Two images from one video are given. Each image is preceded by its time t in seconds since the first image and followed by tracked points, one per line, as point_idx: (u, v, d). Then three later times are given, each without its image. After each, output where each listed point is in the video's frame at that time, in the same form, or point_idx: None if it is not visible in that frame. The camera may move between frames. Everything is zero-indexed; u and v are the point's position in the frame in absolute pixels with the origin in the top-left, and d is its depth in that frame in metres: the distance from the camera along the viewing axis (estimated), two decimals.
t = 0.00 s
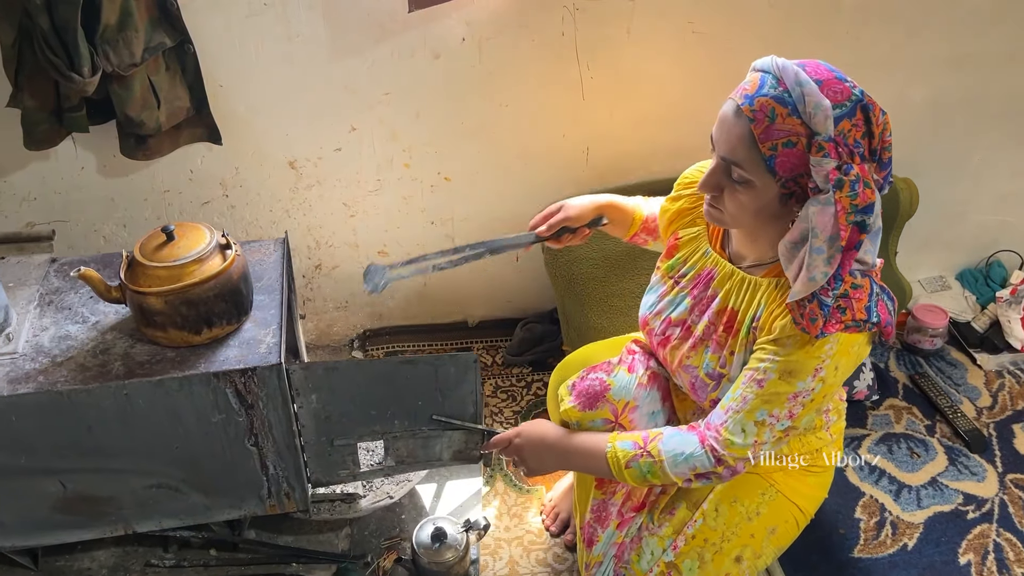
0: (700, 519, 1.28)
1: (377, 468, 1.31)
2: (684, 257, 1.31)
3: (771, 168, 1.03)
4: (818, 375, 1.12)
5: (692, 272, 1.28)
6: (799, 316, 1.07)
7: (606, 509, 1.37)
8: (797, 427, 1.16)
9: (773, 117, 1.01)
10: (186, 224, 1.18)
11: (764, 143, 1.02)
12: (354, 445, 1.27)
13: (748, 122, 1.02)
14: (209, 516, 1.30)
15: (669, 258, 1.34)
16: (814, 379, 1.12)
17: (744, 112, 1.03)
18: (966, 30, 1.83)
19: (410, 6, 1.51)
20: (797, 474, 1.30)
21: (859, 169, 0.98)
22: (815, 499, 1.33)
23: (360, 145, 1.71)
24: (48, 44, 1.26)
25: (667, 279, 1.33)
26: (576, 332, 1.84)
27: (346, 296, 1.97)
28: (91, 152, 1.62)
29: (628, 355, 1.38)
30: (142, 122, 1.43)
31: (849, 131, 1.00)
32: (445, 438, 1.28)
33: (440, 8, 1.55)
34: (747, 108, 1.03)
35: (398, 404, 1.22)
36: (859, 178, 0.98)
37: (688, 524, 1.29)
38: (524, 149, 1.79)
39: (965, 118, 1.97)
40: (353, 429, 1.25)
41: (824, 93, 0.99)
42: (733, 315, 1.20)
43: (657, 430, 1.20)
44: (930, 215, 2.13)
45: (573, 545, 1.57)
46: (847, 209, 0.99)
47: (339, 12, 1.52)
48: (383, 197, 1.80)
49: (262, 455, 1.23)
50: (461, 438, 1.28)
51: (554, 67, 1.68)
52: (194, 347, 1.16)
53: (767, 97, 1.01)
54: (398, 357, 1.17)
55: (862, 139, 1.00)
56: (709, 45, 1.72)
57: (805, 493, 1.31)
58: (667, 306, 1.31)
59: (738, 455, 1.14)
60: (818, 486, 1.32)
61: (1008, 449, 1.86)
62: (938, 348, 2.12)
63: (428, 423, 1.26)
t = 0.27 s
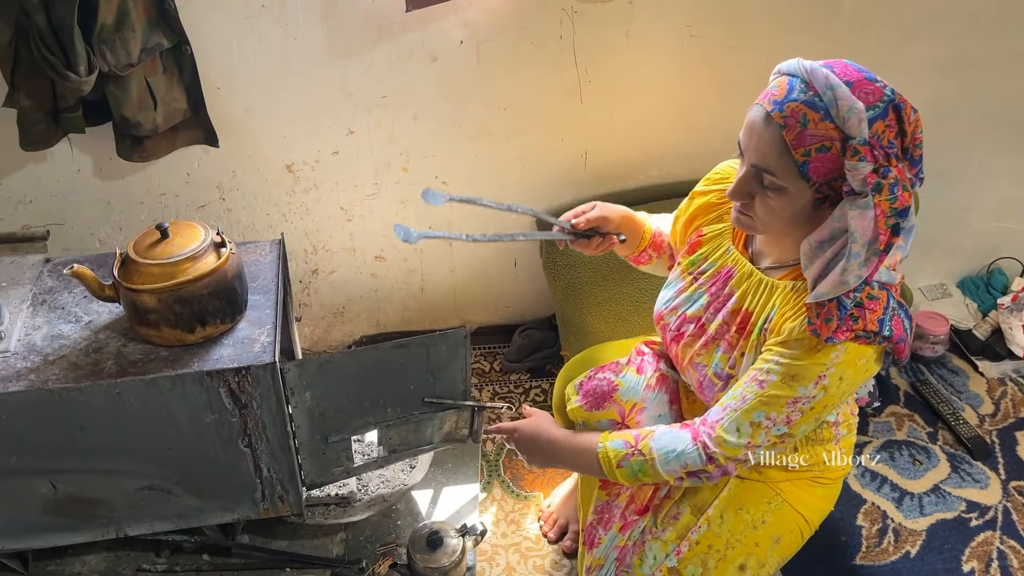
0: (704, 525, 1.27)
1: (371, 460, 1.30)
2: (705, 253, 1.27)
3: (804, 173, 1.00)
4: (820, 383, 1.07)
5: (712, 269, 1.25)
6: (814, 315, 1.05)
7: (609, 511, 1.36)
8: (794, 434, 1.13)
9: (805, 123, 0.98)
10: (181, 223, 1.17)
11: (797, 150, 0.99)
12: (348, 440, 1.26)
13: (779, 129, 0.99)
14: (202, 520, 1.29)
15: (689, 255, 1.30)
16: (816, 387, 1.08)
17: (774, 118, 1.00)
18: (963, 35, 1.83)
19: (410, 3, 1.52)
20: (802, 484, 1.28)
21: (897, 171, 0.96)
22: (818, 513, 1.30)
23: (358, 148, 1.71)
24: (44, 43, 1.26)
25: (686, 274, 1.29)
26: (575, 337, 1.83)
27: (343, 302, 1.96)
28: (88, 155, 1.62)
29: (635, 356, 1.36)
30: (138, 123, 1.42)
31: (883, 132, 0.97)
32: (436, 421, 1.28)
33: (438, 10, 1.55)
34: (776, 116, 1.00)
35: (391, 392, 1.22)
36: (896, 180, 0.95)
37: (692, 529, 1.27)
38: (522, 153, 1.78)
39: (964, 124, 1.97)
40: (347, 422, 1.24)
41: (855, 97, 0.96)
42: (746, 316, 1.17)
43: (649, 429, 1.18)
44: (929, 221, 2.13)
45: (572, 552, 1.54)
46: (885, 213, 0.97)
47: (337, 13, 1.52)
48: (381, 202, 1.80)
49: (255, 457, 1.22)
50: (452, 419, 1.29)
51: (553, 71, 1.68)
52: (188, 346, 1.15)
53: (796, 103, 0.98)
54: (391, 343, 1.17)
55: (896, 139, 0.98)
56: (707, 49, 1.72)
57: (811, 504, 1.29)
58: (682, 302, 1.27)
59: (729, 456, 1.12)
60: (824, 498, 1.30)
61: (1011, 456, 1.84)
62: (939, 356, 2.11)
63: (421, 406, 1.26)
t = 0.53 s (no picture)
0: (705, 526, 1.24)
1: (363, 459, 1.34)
2: (706, 270, 1.23)
3: (820, 161, 0.99)
4: (891, 377, 1.08)
5: (718, 285, 1.20)
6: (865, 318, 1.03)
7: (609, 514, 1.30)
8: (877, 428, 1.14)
9: (820, 109, 0.97)
10: (173, 218, 1.16)
11: (812, 135, 0.98)
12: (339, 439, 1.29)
13: (793, 114, 0.98)
14: (193, 521, 1.27)
15: (689, 273, 1.25)
16: (889, 383, 1.08)
17: (789, 105, 0.99)
18: (959, 39, 1.83)
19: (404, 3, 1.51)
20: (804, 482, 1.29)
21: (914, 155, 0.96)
22: (829, 504, 1.33)
23: (354, 149, 1.70)
24: (38, 38, 1.26)
25: (688, 294, 1.24)
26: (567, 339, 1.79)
27: (338, 305, 1.94)
28: (83, 154, 1.61)
29: (628, 362, 1.32)
30: (133, 121, 1.42)
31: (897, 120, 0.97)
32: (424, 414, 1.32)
33: (435, 10, 1.55)
34: (791, 102, 0.99)
35: (381, 383, 1.28)
36: (917, 164, 0.95)
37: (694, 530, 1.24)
38: (519, 155, 1.78)
39: (962, 128, 1.97)
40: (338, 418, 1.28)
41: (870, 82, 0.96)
42: (770, 326, 1.14)
43: (734, 466, 1.16)
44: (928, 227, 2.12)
45: (568, 557, 1.52)
46: (907, 197, 0.96)
47: (332, 13, 1.52)
48: (377, 204, 1.79)
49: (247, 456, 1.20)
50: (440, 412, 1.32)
51: (549, 72, 1.68)
52: (179, 341, 1.14)
53: (812, 88, 0.97)
54: (381, 333, 1.24)
55: (910, 128, 0.98)
56: (704, 50, 1.72)
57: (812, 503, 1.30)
58: (690, 323, 1.23)
59: (829, 472, 1.12)
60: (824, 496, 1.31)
61: (1012, 462, 1.82)
62: (939, 362, 2.09)
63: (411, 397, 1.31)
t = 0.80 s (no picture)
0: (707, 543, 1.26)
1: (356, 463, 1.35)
2: (672, 305, 1.20)
3: (770, 166, 0.98)
4: (882, 370, 1.12)
5: (690, 319, 1.18)
6: (853, 322, 1.03)
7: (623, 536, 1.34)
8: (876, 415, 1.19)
9: (768, 112, 0.96)
10: (168, 217, 1.16)
11: (761, 139, 0.96)
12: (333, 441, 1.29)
13: (740, 120, 0.97)
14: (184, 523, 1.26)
15: (654, 311, 1.22)
16: (880, 375, 1.12)
17: (735, 111, 0.97)
18: (952, 49, 1.85)
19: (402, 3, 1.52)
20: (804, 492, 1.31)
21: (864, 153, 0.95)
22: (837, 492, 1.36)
23: (351, 155, 1.71)
24: (37, 39, 1.27)
25: (661, 333, 1.22)
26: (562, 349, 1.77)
27: (334, 312, 1.94)
28: (80, 158, 1.61)
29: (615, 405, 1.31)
30: (130, 124, 1.42)
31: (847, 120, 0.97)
32: (420, 418, 1.35)
33: (432, 16, 1.56)
34: (737, 108, 0.97)
35: (376, 388, 1.29)
36: (868, 162, 0.94)
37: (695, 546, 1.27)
38: (516, 162, 1.79)
39: (956, 138, 1.98)
40: (332, 421, 1.28)
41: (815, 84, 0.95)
42: (753, 346, 1.14)
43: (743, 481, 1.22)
44: (923, 236, 2.13)
45: (563, 565, 1.51)
46: (861, 195, 0.95)
47: (330, 18, 1.54)
48: (373, 210, 1.79)
49: (239, 457, 1.20)
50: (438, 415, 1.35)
51: (546, 79, 1.69)
52: (173, 341, 1.13)
53: (756, 94, 0.97)
54: (378, 337, 1.24)
55: (859, 129, 0.97)
56: (699, 58, 1.73)
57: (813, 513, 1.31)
58: (668, 360, 1.22)
59: (837, 472, 1.17)
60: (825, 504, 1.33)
61: (1009, 471, 1.81)
62: (936, 371, 2.09)
63: (406, 404, 1.33)
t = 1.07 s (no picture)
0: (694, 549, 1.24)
1: (353, 462, 1.35)
2: (619, 339, 1.18)
3: (676, 195, 0.94)
4: (838, 377, 1.09)
5: (636, 351, 1.17)
6: (792, 341, 1.01)
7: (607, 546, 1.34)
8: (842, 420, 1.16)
9: (665, 140, 0.93)
10: (166, 212, 1.16)
11: (661, 169, 0.93)
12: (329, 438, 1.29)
13: (639, 151, 0.94)
14: (179, 520, 1.25)
15: (602, 346, 1.21)
16: (837, 383, 1.09)
17: (634, 142, 0.94)
18: (947, 56, 1.87)
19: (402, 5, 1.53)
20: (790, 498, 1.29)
21: (767, 172, 0.91)
22: (822, 493, 1.33)
23: (350, 157, 1.71)
24: (38, 36, 1.28)
25: (611, 366, 1.21)
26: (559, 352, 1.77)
27: (331, 315, 1.94)
28: (79, 158, 1.62)
29: (587, 428, 1.33)
30: (130, 122, 1.43)
31: (750, 139, 0.92)
32: (414, 417, 1.36)
33: (431, 19, 1.58)
34: (636, 139, 0.94)
35: (373, 385, 1.29)
36: (771, 181, 0.90)
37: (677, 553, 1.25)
38: (514, 166, 1.80)
39: (952, 145, 1.99)
40: (328, 419, 1.27)
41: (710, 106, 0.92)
42: (700, 370, 1.12)
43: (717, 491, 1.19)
44: (919, 244, 2.13)
45: (558, 568, 1.50)
46: (767, 219, 0.92)
47: (331, 20, 1.55)
48: (371, 213, 1.80)
49: (235, 453, 1.19)
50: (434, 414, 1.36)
51: (544, 83, 1.70)
52: (169, 335, 1.13)
53: (653, 122, 0.93)
54: (375, 334, 1.24)
55: (766, 145, 0.93)
56: (697, 63, 1.75)
57: (802, 518, 1.29)
58: (622, 393, 1.21)
59: (809, 481, 1.14)
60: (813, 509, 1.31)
61: (1007, 477, 1.81)
62: (933, 378, 2.09)
63: (403, 403, 1.33)
